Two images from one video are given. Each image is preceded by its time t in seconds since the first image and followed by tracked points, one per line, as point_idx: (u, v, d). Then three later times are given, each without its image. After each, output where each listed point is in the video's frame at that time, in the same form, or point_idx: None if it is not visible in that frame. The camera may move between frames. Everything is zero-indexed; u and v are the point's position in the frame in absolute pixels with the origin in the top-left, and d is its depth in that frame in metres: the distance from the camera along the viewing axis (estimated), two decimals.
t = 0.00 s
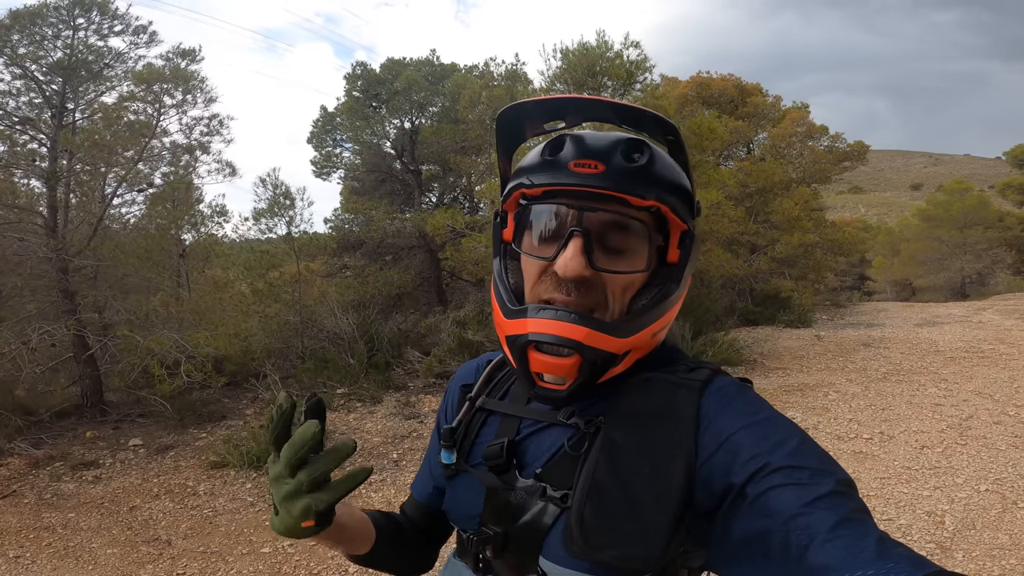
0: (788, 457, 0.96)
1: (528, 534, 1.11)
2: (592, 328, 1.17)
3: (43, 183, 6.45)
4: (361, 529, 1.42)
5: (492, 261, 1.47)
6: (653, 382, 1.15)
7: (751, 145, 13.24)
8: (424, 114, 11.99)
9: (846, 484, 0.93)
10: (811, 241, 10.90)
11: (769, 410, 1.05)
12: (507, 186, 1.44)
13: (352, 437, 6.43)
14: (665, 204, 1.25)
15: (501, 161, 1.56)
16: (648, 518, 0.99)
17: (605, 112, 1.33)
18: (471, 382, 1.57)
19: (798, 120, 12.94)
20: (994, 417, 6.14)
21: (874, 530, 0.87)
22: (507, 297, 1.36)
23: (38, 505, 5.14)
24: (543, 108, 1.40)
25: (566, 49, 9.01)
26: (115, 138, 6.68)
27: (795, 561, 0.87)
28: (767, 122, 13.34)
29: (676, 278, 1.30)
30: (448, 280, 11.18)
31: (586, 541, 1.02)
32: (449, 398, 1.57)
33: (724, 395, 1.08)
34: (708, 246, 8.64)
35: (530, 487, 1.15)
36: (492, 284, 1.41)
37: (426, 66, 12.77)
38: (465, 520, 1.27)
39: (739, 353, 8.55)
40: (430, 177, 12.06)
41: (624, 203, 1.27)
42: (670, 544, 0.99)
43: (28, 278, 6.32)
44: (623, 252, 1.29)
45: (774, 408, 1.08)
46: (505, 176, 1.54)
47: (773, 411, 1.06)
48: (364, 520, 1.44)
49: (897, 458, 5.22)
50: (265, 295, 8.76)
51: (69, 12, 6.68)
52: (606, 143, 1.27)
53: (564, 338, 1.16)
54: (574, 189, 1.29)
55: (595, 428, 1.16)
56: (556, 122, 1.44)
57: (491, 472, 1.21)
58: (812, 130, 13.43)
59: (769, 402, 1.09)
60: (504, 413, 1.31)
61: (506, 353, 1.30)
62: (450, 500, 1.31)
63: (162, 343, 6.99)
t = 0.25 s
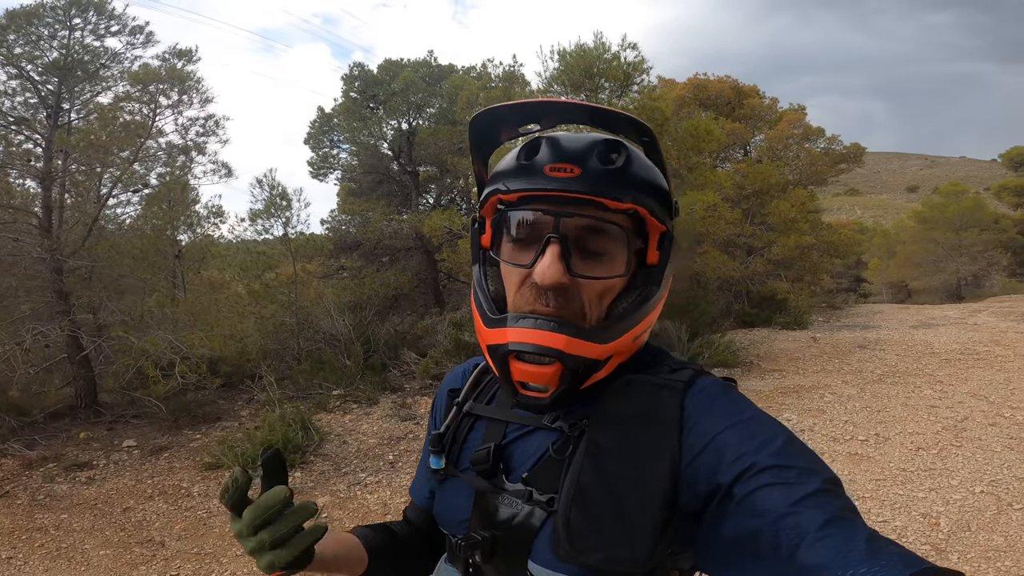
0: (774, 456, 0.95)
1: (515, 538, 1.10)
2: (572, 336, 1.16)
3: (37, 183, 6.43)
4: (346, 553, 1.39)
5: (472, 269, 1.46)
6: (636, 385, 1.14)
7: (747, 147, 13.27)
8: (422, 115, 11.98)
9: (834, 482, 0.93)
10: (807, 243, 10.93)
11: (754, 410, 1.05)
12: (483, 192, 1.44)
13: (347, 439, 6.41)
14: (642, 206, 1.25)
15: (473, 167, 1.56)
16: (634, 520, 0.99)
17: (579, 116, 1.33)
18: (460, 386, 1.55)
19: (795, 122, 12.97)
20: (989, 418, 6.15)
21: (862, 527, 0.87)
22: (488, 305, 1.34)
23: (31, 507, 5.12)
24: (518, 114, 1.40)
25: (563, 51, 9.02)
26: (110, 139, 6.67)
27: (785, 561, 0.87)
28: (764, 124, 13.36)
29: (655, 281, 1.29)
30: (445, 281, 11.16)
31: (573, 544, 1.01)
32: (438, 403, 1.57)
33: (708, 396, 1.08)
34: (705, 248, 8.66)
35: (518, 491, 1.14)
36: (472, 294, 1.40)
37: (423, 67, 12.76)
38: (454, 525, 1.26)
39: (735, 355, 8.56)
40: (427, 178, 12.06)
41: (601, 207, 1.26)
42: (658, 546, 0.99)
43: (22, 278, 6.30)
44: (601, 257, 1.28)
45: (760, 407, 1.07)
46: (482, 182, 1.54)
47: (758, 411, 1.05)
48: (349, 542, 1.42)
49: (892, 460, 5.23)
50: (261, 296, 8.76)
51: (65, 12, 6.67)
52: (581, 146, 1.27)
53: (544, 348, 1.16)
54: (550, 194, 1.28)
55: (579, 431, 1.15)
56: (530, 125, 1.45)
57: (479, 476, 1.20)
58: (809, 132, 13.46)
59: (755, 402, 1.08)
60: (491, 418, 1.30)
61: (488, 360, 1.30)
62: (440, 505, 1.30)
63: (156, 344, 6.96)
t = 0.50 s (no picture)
0: (796, 461, 0.95)
1: (538, 540, 1.13)
2: (545, 337, 1.20)
3: (39, 184, 6.42)
4: None
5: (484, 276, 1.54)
6: (654, 389, 1.13)
7: (746, 148, 13.31)
8: (421, 116, 12.00)
9: (858, 487, 0.94)
10: (805, 244, 10.98)
11: (776, 414, 1.05)
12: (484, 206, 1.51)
13: (351, 439, 6.42)
14: (622, 205, 1.23)
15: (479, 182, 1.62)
16: (655, 523, 1.00)
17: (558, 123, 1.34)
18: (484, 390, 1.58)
19: (793, 123, 13.02)
20: (986, 418, 6.20)
21: (886, 534, 0.88)
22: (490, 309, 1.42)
23: (36, 507, 5.10)
24: (501, 126, 1.42)
25: (564, 52, 9.05)
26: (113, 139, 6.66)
27: (807, 565, 0.89)
28: (762, 126, 13.41)
29: (651, 279, 1.27)
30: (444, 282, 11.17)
31: (595, 547, 1.03)
32: (464, 407, 1.60)
33: (731, 400, 1.07)
34: (704, 249, 8.69)
35: (540, 495, 1.17)
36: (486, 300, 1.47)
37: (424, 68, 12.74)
38: (480, 526, 1.29)
39: (735, 356, 8.60)
40: (426, 179, 12.07)
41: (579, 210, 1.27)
42: (679, 548, 0.99)
43: (24, 279, 6.30)
44: (586, 258, 1.29)
45: (780, 411, 1.07)
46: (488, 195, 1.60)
47: (781, 414, 1.05)
48: None
49: (892, 459, 5.27)
50: (261, 297, 8.77)
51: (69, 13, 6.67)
52: (560, 153, 1.28)
53: (517, 349, 1.21)
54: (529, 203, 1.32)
55: (600, 436, 1.16)
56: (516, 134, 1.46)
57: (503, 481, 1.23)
58: (807, 134, 13.51)
59: (776, 405, 1.08)
60: (512, 421, 1.33)
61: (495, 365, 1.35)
62: (468, 508, 1.34)
63: (159, 344, 6.93)
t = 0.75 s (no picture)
0: (862, 431, 0.87)
1: (587, 523, 1.08)
2: (529, 299, 1.11)
3: (43, 181, 6.43)
4: None
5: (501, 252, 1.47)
6: (703, 356, 1.03)
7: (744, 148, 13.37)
8: (422, 115, 12.02)
9: (932, 457, 0.85)
10: (803, 243, 11.03)
11: (835, 379, 0.95)
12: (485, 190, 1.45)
13: (355, 435, 6.41)
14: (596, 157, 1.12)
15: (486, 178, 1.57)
16: (709, 501, 0.93)
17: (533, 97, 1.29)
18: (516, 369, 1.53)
19: (791, 123, 13.08)
20: (985, 413, 6.24)
21: (967, 504, 0.80)
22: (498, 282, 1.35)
23: (43, 503, 5.09)
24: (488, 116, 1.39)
25: (566, 51, 9.08)
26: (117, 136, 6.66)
27: (877, 539, 0.81)
28: (761, 125, 13.47)
29: (649, 229, 1.13)
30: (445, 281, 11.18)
31: (647, 527, 0.98)
32: (496, 386, 1.55)
33: (784, 364, 0.97)
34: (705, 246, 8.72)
35: (586, 476, 1.11)
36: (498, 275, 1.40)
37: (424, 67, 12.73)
38: (520, 510, 1.25)
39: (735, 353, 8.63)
40: (427, 178, 12.08)
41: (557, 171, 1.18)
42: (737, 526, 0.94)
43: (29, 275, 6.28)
44: (577, 217, 1.19)
45: (838, 374, 0.98)
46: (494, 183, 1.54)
47: (838, 380, 0.95)
48: None
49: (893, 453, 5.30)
50: (263, 294, 8.79)
51: (74, 9, 6.62)
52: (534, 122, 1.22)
53: (501, 314, 1.13)
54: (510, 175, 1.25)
55: (647, 411, 1.08)
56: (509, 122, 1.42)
57: (543, 462, 1.18)
58: (805, 134, 13.59)
59: (832, 368, 0.99)
60: (549, 400, 1.27)
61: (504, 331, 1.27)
62: (504, 491, 1.30)
63: (164, 341, 6.98)
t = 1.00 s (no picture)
0: (871, 409, 0.87)
1: (603, 501, 1.09)
2: (549, 289, 1.13)
3: (46, 181, 6.42)
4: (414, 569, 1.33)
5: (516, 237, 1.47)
6: (717, 333, 1.04)
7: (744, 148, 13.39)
8: (422, 114, 12.04)
9: (940, 436, 0.85)
10: (803, 242, 11.07)
11: (846, 358, 0.95)
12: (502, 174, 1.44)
13: (357, 433, 6.42)
14: (622, 152, 1.12)
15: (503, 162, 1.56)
16: (721, 477, 0.94)
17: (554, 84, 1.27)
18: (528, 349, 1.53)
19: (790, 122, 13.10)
20: (985, 410, 6.27)
21: (973, 483, 0.80)
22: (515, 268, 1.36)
23: (48, 501, 5.10)
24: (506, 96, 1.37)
25: (567, 51, 9.10)
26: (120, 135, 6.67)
27: (883, 517, 0.82)
28: (760, 125, 13.51)
29: (668, 226, 1.14)
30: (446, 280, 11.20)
31: (662, 504, 0.98)
32: (508, 367, 1.56)
33: (796, 343, 0.98)
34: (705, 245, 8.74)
35: (600, 454, 1.12)
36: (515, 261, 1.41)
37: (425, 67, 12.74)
38: (535, 490, 1.26)
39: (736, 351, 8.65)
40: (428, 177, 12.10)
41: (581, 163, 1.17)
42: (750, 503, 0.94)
43: (32, 274, 6.28)
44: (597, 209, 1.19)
45: (849, 353, 0.98)
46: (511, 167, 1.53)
47: (849, 359, 0.96)
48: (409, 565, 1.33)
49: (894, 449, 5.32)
50: (265, 293, 8.79)
51: (78, 8, 6.63)
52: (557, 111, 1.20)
53: (521, 303, 1.14)
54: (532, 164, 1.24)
55: (661, 387, 1.09)
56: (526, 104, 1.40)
57: (557, 441, 1.19)
58: (804, 133, 13.62)
59: (843, 348, 0.99)
60: (561, 380, 1.28)
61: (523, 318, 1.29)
62: (519, 472, 1.31)
63: (168, 339, 7.04)
